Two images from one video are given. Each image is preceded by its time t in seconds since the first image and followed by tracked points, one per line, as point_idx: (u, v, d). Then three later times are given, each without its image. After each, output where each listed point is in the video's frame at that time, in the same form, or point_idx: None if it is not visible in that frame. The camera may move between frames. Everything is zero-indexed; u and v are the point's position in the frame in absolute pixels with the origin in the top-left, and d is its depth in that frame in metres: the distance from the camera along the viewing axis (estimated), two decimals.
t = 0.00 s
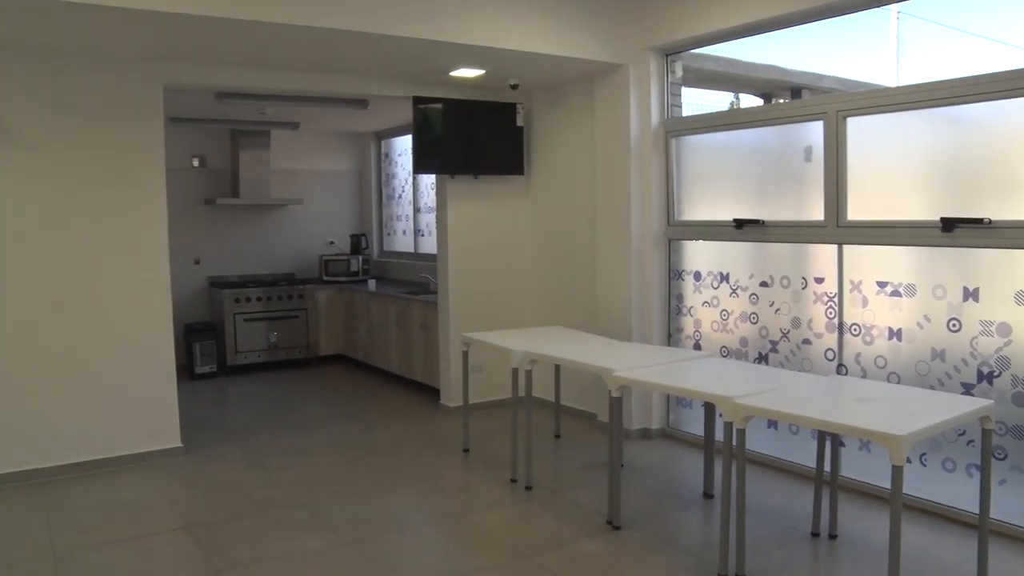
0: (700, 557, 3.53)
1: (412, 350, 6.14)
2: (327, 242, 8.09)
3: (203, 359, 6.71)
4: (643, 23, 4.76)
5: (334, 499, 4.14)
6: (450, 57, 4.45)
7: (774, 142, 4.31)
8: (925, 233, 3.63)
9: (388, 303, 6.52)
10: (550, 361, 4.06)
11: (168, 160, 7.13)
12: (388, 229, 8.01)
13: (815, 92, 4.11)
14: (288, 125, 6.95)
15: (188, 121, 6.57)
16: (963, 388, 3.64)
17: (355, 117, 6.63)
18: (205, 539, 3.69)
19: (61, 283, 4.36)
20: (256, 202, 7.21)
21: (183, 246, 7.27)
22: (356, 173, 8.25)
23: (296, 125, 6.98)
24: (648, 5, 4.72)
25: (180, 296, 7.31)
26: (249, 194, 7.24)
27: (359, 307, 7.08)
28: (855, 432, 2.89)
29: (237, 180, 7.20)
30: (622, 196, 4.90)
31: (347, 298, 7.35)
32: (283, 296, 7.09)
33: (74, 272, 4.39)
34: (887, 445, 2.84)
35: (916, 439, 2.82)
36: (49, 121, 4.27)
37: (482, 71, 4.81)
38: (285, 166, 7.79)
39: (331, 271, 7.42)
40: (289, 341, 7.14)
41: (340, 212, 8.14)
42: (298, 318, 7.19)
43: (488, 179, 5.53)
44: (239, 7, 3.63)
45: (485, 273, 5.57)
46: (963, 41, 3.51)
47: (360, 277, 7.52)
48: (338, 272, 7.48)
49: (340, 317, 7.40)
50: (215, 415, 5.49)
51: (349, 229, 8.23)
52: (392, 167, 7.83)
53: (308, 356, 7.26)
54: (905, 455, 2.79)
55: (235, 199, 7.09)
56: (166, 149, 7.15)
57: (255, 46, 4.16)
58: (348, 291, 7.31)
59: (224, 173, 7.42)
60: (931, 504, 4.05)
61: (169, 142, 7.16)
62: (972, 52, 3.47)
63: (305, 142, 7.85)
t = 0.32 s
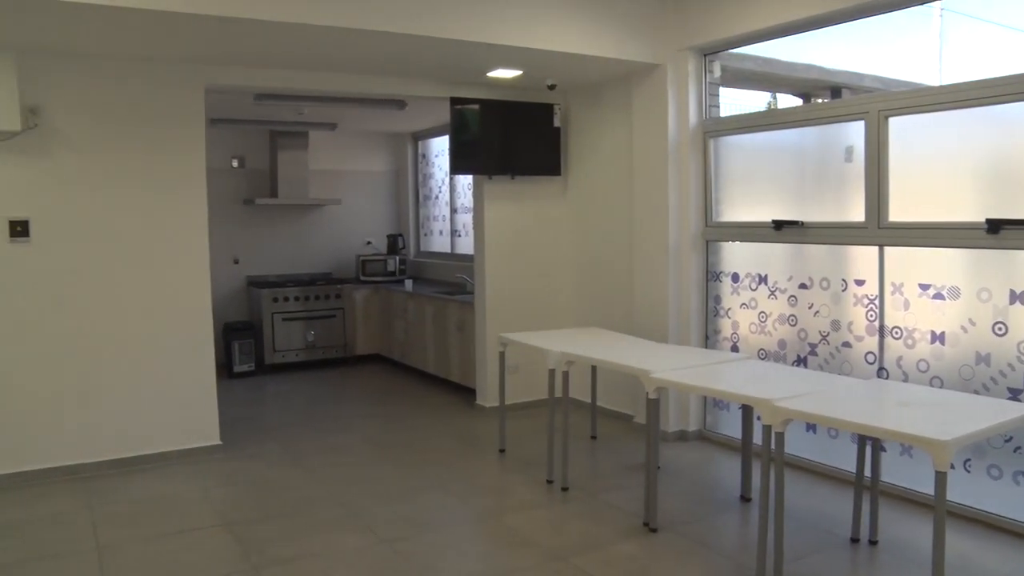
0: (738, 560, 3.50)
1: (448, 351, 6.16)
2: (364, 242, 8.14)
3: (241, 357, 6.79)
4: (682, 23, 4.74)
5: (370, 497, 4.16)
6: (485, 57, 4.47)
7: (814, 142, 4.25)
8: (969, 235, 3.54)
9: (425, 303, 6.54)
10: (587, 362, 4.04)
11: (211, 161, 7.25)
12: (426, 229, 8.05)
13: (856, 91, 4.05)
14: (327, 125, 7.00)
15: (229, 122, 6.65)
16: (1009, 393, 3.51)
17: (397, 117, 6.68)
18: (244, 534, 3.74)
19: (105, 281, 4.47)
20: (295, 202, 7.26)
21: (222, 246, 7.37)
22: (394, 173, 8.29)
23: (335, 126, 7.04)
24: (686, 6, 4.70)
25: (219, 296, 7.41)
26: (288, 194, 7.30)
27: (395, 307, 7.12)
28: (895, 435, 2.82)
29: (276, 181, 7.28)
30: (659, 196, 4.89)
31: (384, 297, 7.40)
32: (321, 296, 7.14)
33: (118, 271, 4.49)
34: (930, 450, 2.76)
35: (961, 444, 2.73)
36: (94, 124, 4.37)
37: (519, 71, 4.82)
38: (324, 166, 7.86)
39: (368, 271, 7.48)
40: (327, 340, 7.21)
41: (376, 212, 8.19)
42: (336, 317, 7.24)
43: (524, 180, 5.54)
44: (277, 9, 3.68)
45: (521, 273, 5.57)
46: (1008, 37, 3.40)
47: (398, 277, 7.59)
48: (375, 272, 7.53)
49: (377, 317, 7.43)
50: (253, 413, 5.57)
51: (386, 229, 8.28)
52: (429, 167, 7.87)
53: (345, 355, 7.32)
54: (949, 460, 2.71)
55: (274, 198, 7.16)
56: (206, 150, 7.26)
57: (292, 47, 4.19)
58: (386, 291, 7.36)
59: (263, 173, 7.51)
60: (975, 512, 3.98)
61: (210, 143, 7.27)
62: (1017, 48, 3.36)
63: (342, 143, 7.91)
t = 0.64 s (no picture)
0: (769, 563, 3.46)
1: (477, 352, 6.18)
2: (394, 244, 8.17)
3: (271, 358, 6.85)
4: (712, 23, 4.72)
5: (399, 497, 4.18)
6: (513, 59, 4.47)
7: (846, 143, 4.20)
8: (1005, 235, 3.46)
9: (453, 305, 6.56)
10: (616, 363, 4.02)
11: (242, 163, 7.33)
12: (455, 231, 8.07)
13: (888, 90, 3.99)
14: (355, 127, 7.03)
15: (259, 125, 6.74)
16: None
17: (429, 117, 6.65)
18: (275, 534, 3.76)
19: (138, 282, 4.52)
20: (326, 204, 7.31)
21: (253, 247, 7.43)
22: (423, 175, 8.32)
23: (364, 127, 7.09)
24: (717, 6, 4.68)
25: (249, 297, 7.48)
26: (319, 195, 7.36)
27: (424, 308, 7.15)
28: (931, 439, 2.76)
29: (306, 183, 7.34)
30: (689, 197, 4.87)
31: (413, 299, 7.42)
32: (350, 297, 7.17)
33: (150, 272, 4.54)
34: (967, 455, 2.70)
35: (999, 448, 2.66)
36: (128, 126, 4.43)
37: (548, 73, 4.85)
38: (354, 168, 7.91)
39: (398, 272, 7.50)
40: (356, 341, 7.24)
41: (404, 213, 8.21)
42: (364, 318, 7.26)
43: (553, 181, 5.55)
44: (305, 12, 3.71)
45: (551, 274, 5.58)
46: None
47: (427, 278, 7.61)
48: (404, 273, 7.56)
49: (405, 318, 7.46)
50: (282, 413, 5.61)
51: (415, 230, 8.30)
52: (458, 169, 7.89)
53: (374, 356, 7.35)
54: (987, 465, 2.65)
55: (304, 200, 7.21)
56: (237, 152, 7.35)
57: (320, 49, 4.21)
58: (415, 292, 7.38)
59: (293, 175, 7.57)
60: (1013, 517, 3.92)
61: (241, 146, 7.35)
62: None
63: (371, 145, 7.95)
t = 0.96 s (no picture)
0: (795, 568, 3.43)
1: (502, 353, 6.18)
2: (419, 244, 8.19)
3: (297, 357, 6.90)
4: (740, 23, 4.68)
5: (423, 497, 4.18)
6: (537, 59, 4.47)
7: (875, 145, 4.14)
8: None
9: (479, 305, 6.57)
10: (641, 365, 4.00)
11: (270, 163, 7.39)
12: (480, 231, 8.08)
13: (919, 91, 3.93)
14: (380, 127, 7.06)
15: (286, 124, 6.79)
16: None
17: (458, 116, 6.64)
18: (299, 532, 3.78)
19: (166, 280, 4.56)
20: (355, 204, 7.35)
21: (280, 247, 7.49)
22: (449, 175, 8.34)
23: (389, 128, 7.11)
24: (744, 6, 4.64)
25: (275, 295, 7.54)
26: (347, 195, 7.40)
27: (449, 308, 7.17)
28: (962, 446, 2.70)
29: (333, 182, 7.38)
30: (716, 198, 4.84)
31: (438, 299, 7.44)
32: (375, 296, 7.20)
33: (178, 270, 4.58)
34: (1000, 463, 2.64)
35: None
36: (157, 126, 4.48)
37: (574, 74, 4.85)
38: (380, 168, 7.94)
39: (423, 272, 7.53)
40: (380, 340, 7.27)
41: (428, 213, 8.22)
42: (390, 317, 7.29)
43: (578, 182, 5.54)
44: (331, 12, 3.73)
45: (576, 275, 5.57)
46: None
47: (452, 278, 7.62)
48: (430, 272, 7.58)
49: (431, 317, 7.49)
50: (307, 411, 5.65)
51: (440, 230, 8.32)
52: (484, 169, 7.90)
53: (399, 355, 7.38)
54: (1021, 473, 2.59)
55: (330, 199, 7.24)
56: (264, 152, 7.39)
57: (346, 49, 4.22)
58: (440, 292, 7.40)
59: (320, 175, 7.62)
60: None
61: (268, 145, 7.42)
62: None
63: (397, 144, 7.97)
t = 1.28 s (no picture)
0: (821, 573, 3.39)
1: (527, 353, 6.18)
2: (445, 243, 8.21)
3: (322, 355, 6.95)
4: (769, 22, 4.64)
5: (447, 497, 4.18)
6: (562, 59, 4.45)
7: (906, 145, 4.07)
8: None
9: (504, 305, 6.57)
10: (668, 366, 3.97)
11: (297, 162, 7.45)
12: (506, 231, 8.08)
13: (951, 90, 3.85)
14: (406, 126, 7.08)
15: (312, 124, 6.84)
16: None
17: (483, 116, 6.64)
18: (324, 529, 3.80)
19: (193, 278, 4.60)
20: (379, 203, 7.37)
21: (307, 246, 7.54)
22: (474, 175, 8.35)
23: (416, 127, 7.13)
24: (773, 5, 4.60)
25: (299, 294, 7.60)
26: (372, 195, 7.43)
27: (474, 308, 7.18)
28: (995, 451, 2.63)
29: (359, 182, 7.42)
30: (743, 199, 4.81)
31: (463, 299, 7.45)
32: (401, 296, 7.23)
33: (205, 268, 4.62)
34: None
35: None
36: (186, 125, 4.52)
37: (601, 74, 4.84)
38: (405, 168, 7.97)
39: (449, 271, 7.54)
40: (406, 339, 7.30)
41: (453, 212, 8.23)
42: (415, 317, 7.31)
43: (605, 181, 5.53)
44: (355, 11, 3.74)
45: (601, 275, 5.56)
46: None
47: (477, 278, 7.62)
48: (455, 272, 7.60)
49: (455, 316, 7.50)
50: (333, 410, 5.68)
51: (466, 230, 8.33)
52: (510, 169, 7.91)
53: (423, 354, 7.39)
54: None
55: (356, 199, 7.28)
56: (291, 152, 7.45)
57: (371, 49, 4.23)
58: (465, 292, 7.41)
59: (345, 175, 7.65)
60: None
61: (295, 145, 7.47)
62: None
63: (422, 144, 7.99)
